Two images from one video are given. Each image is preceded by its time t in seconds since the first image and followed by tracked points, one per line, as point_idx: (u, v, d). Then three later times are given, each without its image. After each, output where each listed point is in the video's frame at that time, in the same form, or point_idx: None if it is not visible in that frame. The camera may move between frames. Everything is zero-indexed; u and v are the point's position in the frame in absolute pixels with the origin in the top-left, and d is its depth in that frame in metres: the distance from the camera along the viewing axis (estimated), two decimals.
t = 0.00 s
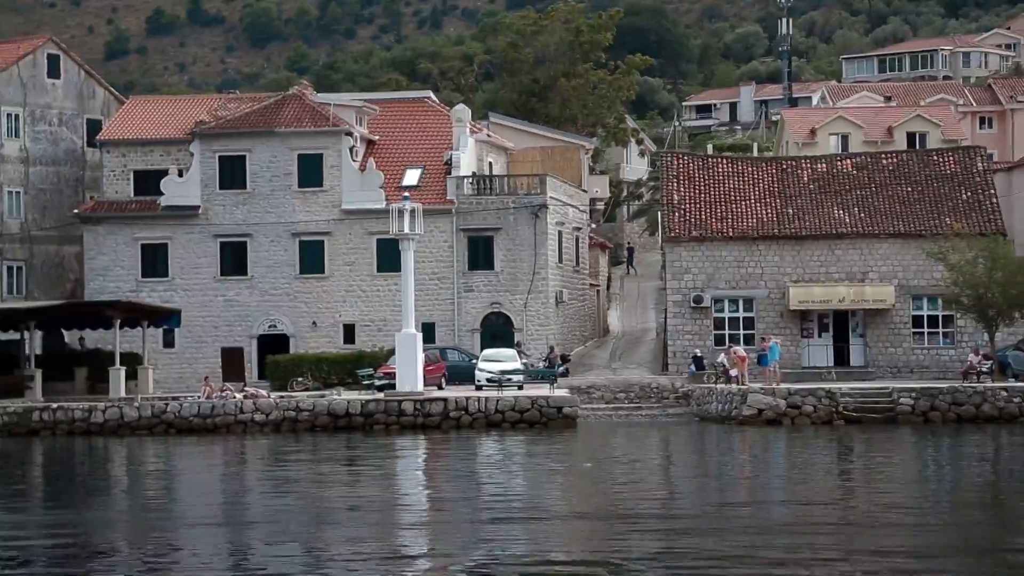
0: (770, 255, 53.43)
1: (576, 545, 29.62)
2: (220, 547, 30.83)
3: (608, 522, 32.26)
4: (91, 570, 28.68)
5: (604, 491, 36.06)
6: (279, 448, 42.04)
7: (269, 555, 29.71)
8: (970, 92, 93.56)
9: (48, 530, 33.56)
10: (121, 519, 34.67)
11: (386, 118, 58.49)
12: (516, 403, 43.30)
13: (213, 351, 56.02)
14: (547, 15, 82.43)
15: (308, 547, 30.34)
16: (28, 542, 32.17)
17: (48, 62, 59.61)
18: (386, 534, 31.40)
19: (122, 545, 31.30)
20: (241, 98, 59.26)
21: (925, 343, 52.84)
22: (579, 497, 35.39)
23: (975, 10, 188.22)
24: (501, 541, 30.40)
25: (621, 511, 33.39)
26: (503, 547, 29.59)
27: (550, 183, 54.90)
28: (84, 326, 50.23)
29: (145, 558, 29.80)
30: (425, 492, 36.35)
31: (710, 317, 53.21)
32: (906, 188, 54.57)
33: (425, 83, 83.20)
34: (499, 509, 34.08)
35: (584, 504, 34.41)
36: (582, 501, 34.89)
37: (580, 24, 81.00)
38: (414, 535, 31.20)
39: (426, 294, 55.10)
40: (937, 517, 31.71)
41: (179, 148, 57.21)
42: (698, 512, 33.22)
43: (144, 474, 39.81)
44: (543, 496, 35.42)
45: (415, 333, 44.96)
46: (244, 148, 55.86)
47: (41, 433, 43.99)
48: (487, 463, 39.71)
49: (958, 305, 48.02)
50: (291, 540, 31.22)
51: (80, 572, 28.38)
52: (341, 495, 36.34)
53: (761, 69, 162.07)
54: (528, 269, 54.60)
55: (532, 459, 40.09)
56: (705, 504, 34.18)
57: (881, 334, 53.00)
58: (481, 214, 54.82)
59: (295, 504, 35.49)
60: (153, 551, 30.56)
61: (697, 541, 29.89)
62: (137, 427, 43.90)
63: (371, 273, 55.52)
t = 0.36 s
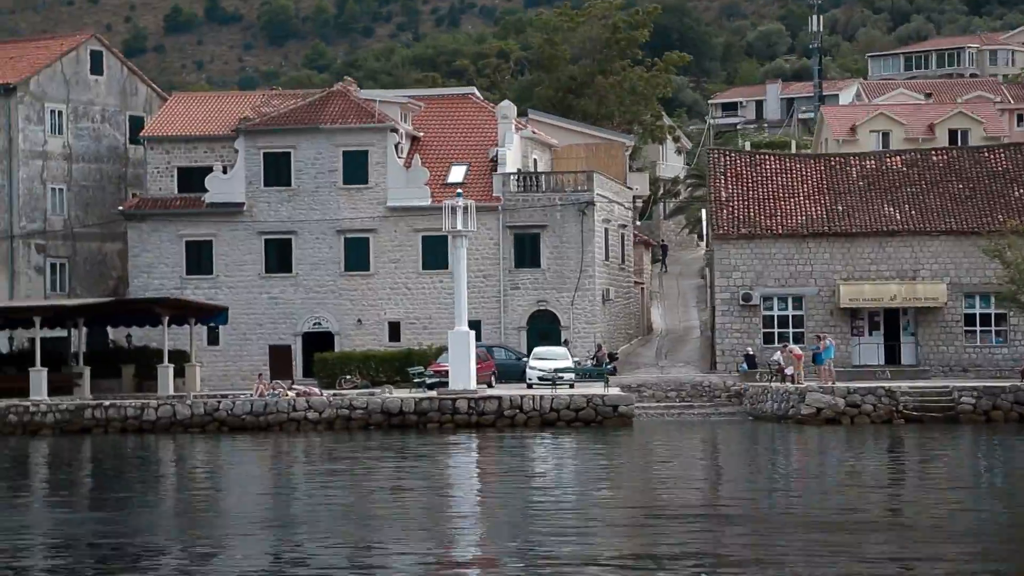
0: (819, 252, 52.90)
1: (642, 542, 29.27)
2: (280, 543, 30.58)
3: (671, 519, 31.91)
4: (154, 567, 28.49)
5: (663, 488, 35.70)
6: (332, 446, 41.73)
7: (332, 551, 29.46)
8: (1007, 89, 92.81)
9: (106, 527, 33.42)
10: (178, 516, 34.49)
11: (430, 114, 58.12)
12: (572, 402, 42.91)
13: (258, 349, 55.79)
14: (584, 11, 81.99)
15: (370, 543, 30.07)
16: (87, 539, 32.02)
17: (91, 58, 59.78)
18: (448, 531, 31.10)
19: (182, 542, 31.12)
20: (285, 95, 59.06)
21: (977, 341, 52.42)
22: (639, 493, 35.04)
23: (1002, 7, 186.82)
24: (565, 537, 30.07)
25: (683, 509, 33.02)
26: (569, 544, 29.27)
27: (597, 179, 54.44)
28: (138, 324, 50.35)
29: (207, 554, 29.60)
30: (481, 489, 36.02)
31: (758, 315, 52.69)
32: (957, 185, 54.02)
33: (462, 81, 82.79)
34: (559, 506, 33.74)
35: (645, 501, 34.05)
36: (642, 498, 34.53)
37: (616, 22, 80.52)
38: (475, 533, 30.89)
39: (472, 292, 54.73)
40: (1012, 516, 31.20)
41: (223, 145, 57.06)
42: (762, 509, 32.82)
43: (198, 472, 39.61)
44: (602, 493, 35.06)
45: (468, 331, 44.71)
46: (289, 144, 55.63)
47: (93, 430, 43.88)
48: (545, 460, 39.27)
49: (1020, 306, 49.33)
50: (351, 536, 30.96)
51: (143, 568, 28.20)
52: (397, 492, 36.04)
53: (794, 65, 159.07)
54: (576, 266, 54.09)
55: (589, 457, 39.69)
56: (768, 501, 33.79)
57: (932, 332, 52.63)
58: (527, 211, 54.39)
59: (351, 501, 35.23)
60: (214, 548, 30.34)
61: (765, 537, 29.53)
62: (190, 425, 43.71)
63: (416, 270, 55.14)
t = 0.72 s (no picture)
0: (869, 253, 52.37)
1: (711, 543, 28.93)
2: (342, 542, 30.33)
3: (736, 521, 31.54)
4: (219, 566, 28.27)
5: (724, 489, 35.30)
6: (385, 446, 41.38)
7: (397, 550, 29.18)
8: None
9: (164, 526, 33.25)
10: (235, 515, 34.28)
11: (473, 113, 57.70)
12: (626, 403, 42.41)
13: (301, 349, 55.48)
14: (620, 12, 81.90)
15: (435, 542, 29.79)
16: (147, 538, 31.86)
17: (133, 57, 59.71)
18: (514, 531, 30.80)
19: (243, 540, 30.90)
20: (327, 94, 58.77)
21: None
22: (700, 495, 34.66)
23: None
24: (631, 538, 29.73)
25: (747, 510, 32.63)
26: (637, 544, 28.94)
27: (643, 179, 53.93)
28: (183, 323, 50.49)
29: (270, 553, 29.38)
30: (540, 489, 35.67)
31: (806, 316, 52.06)
32: (1008, 187, 53.55)
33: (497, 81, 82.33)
34: (622, 507, 33.36)
35: (707, 502, 33.67)
36: (704, 499, 34.15)
37: (652, 22, 80.34)
38: (541, 533, 30.57)
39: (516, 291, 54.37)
40: None
41: (266, 143, 56.82)
42: (828, 511, 32.42)
43: (250, 472, 39.36)
44: (663, 494, 34.68)
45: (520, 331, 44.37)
46: (332, 143, 55.33)
47: (143, 430, 43.70)
48: (603, 462, 38.88)
49: None
50: (414, 536, 30.67)
51: (208, 567, 28.02)
52: (455, 492, 35.71)
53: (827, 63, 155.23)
54: (621, 266, 53.65)
55: (646, 458, 39.27)
56: (833, 502, 33.37)
57: (983, 335, 52.14)
58: (572, 211, 53.86)
59: (409, 501, 34.93)
60: (276, 546, 30.13)
61: (835, 539, 29.16)
62: (241, 425, 43.52)
63: (461, 270, 54.83)
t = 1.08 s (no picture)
0: (920, 252, 51.87)
1: (778, 542, 28.57)
2: (403, 539, 30.06)
3: (801, 520, 31.16)
4: (285, 561, 28.02)
5: (784, 489, 34.90)
6: (438, 445, 41.05)
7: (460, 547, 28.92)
8: None
9: (221, 521, 33.08)
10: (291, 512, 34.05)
11: (518, 110, 57.24)
12: (682, 402, 41.95)
13: (345, 346, 55.18)
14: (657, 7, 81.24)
15: (499, 540, 29.52)
16: (206, 533, 31.68)
17: (176, 52, 59.41)
18: (576, 529, 30.47)
19: (303, 535, 30.68)
20: (371, 90, 58.34)
21: None
22: (762, 495, 34.25)
23: None
24: (697, 537, 29.40)
25: (811, 510, 32.21)
26: (706, 544, 28.58)
27: (691, 176, 53.34)
28: (230, 319, 50.25)
29: (332, 549, 29.16)
30: (598, 489, 35.30)
31: (856, 315, 51.72)
32: None
33: (533, 78, 81.75)
34: (684, 506, 32.98)
35: (770, 502, 33.27)
36: (766, 499, 33.75)
37: (690, 17, 79.47)
38: (605, 531, 30.22)
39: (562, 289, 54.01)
40: None
41: (310, 139, 56.57)
42: (894, 511, 31.96)
43: (304, 469, 39.12)
44: (723, 494, 34.29)
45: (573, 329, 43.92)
46: (378, 139, 55.01)
47: (195, 427, 43.53)
48: (662, 461, 38.52)
49: None
50: (476, 533, 30.37)
51: (275, 562, 27.75)
52: (513, 491, 35.34)
53: (853, 61, 150.89)
54: (669, 264, 53.09)
55: (703, 458, 38.87)
56: (896, 502, 32.93)
57: None
58: (620, 208, 53.32)
59: (467, 499, 34.64)
60: (337, 542, 29.90)
61: (904, 538, 28.73)
62: (292, 422, 43.23)
63: (506, 268, 54.39)
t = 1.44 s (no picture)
0: (976, 250, 51.32)
1: (857, 541, 28.18)
2: (473, 536, 29.79)
3: (876, 519, 30.77)
4: (360, 559, 27.68)
5: (853, 488, 34.49)
6: (497, 445, 40.69)
7: (534, 545, 28.64)
8: None
9: (287, 519, 32.88)
10: (356, 509, 33.83)
11: (567, 107, 56.78)
12: (744, 402, 41.51)
13: (393, 345, 54.86)
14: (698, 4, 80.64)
15: (571, 538, 29.24)
16: (273, 530, 31.50)
17: (222, 50, 59.51)
18: (648, 526, 30.18)
19: (372, 532, 30.45)
20: (417, 87, 58.17)
21: None
22: (832, 494, 33.81)
23: None
24: (774, 535, 29.06)
25: (885, 508, 31.78)
26: (784, 543, 28.16)
27: (743, 173, 52.73)
28: (281, 318, 49.92)
29: (404, 546, 28.93)
30: (664, 488, 34.95)
31: (911, 314, 51.29)
32: None
33: (574, 76, 81.05)
34: (756, 505, 32.60)
35: (841, 501, 32.85)
36: (837, 498, 33.31)
37: (731, 14, 78.67)
38: (678, 529, 29.90)
39: (613, 288, 53.65)
40: None
41: (357, 137, 56.30)
42: (970, 511, 31.50)
43: (363, 468, 38.89)
44: (792, 492, 33.88)
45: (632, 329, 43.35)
46: (427, 137, 54.59)
47: (251, 426, 43.28)
48: (726, 461, 38.03)
49: None
50: (547, 531, 30.07)
51: (350, 561, 27.38)
52: (579, 490, 34.94)
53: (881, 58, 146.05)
54: (721, 264, 52.51)
55: (768, 458, 38.46)
56: (969, 501, 32.48)
57: None
58: (671, 206, 52.72)
59: (532, 497, 34.34)
60: (408, 540, 29.66)
61: (988, 539, 28.25)
62: (350, 421, 42.98)
63: (557, 266, 53.98)
